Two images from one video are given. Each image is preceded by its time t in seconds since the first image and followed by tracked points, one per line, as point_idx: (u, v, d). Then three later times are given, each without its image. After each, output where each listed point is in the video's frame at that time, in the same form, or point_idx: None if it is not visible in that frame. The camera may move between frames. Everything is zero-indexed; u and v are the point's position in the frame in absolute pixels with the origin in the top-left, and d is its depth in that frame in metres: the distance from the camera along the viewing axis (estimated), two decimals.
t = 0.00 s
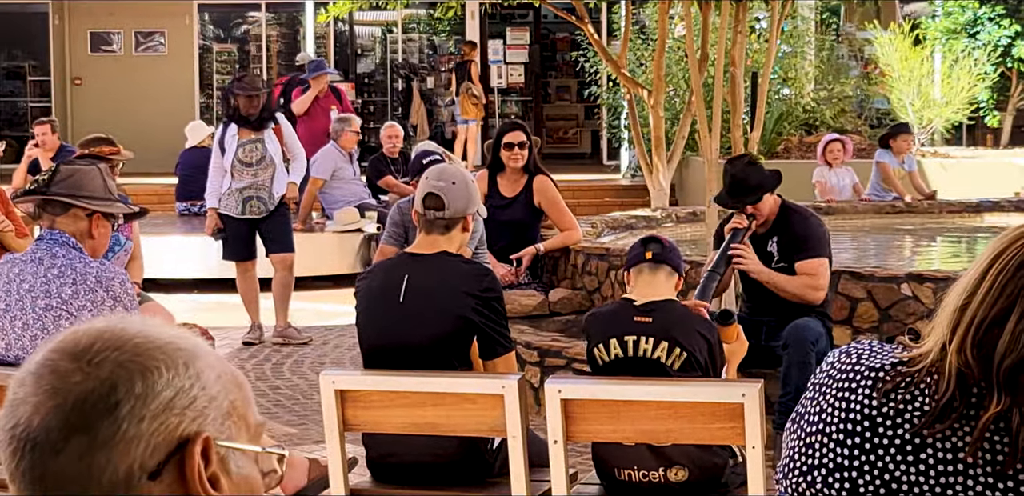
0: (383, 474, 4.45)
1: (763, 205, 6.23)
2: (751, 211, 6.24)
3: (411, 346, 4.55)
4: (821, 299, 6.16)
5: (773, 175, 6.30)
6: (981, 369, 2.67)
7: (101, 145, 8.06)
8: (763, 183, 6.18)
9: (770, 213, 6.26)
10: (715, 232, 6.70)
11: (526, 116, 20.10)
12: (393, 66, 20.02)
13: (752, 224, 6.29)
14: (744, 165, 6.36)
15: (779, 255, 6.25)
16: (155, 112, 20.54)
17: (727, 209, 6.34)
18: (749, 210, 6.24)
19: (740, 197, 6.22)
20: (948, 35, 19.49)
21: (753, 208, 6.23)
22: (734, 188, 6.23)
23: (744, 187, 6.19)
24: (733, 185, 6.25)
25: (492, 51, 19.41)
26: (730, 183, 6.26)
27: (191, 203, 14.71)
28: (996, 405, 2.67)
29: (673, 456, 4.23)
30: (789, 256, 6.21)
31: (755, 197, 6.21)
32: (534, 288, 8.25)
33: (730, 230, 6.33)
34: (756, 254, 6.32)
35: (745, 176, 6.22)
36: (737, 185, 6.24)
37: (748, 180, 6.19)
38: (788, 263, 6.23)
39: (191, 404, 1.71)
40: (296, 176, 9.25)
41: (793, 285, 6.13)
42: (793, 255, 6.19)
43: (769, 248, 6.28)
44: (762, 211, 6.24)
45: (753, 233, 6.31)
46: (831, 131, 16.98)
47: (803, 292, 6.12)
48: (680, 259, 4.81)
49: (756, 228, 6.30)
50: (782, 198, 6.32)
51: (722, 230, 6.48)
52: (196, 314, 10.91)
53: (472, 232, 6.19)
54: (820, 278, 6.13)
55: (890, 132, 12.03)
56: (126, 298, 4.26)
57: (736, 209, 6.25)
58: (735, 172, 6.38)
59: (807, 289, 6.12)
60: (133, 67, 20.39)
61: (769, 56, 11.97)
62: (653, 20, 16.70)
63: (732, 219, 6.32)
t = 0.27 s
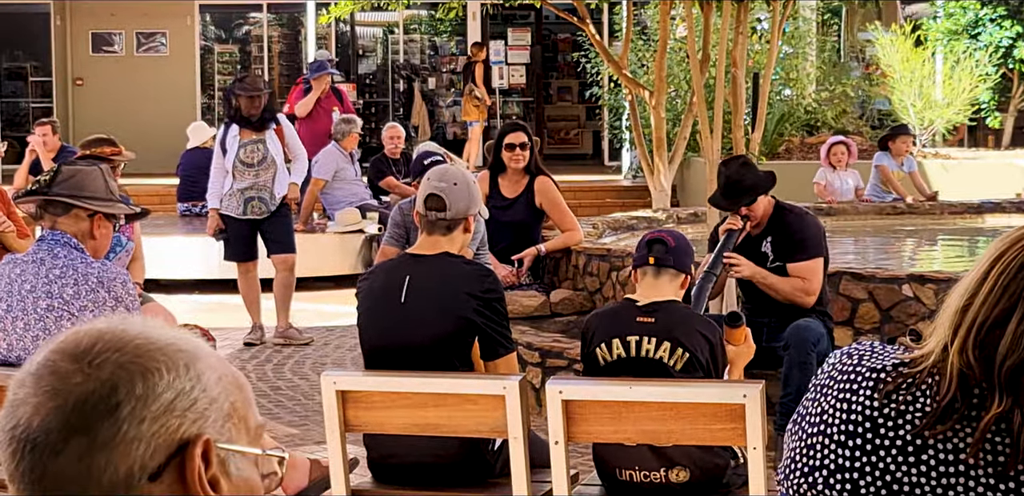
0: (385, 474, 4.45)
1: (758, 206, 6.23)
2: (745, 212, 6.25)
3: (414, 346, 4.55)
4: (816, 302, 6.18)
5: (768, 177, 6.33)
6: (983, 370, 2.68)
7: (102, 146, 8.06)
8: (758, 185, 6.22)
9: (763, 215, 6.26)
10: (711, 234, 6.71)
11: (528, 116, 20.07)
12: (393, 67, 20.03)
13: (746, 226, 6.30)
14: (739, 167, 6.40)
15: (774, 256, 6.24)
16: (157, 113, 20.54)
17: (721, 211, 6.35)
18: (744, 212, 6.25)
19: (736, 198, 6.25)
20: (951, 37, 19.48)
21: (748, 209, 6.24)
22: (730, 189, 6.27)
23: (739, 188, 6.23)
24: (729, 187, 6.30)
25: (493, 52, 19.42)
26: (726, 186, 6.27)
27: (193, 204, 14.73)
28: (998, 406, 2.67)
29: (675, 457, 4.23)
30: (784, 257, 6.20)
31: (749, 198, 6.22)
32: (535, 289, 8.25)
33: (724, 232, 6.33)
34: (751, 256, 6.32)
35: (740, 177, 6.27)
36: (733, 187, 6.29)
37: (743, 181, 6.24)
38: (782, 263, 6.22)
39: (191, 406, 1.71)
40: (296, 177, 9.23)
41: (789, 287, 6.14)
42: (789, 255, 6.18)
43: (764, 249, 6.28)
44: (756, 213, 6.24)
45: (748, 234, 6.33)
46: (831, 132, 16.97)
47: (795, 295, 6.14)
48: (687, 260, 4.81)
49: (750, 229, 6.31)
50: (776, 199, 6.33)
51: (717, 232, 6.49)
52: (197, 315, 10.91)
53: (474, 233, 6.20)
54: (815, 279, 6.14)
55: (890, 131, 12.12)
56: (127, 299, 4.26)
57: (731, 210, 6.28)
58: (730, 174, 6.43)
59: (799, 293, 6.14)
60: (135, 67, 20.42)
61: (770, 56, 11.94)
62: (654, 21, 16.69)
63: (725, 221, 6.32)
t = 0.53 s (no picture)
0: (385, 475, 4.45)
1: (753, 208, 6.24)
2: (741, 214, 6.26)
3: (416, 348, 4.55)
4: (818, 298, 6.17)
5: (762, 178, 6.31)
6: (983, 370, 2.68)
7: (103, 147, 8.07)
8: (753, 186, 6.19)
9: (759, 215, 6.27)
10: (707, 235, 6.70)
11: (529, 117, 20.03)
12: (394, 67, 20.06)
13: (742, 228, 6.30)
14: (735, 168, 6.36)
15: (773, 255, 6.24)
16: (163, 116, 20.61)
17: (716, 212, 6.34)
18: (740, 213, 6.24)
19: (731, 200, 6.23)
20: (950, 39, 19.47)
21: (744, 210, 6.24)
22: (725, 191, 6.24)
23: (735, 190, 6.19)
24: (724, 188, 6.26)
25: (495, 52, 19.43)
26: (720, 188, 6.26)
27: (193, 204, 14.74)
28: (999, 407, 2.68)
29: (677, 457, 4.23)
30: (783, 255, 6.20)
31: (745, 199, 6.20)
32: (537, 289, 8.25)
33: (720, 233, 6.33)
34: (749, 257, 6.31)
35: (736, 179, 6.24)
36: (729, 189, 6.26)
37: (739, 183, 6.20)
38: (782, 263, 6.22)
39: (193, 407, 1.71)
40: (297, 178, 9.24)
41: (789, 285, 6.13)
42: (787, 254, 6.19)
43: (762, 249, 6.28)
44: (752, 214, 6.25)
45: (744, 236, 6.33)
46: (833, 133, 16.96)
47: (799, 292, 6.14)
48: (697, 260, 4.81)
49: (745, 231, 6.32)
50: (770, 200, 6.32)
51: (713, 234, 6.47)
52: (198, 315, 10.91)
53: (475, 234, 6.20)
54: (816, 276, 6.14)
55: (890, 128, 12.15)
56: (128, 299, 4.27)
57: (726, 212, 6.26)
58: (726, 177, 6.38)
59: (803, 288, 6.13)
60: (136, 68, 20.43)
61: (771, 56, 11.92)
62: (655, 22, 16.69)
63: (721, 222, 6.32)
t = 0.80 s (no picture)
0: (386, 475, 4.46)
1: (756, 207, 6.25)
2: (743, 213, 6.26)
3: (417, 348, 4.55)
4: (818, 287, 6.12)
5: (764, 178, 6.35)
6: (984, 370, 2.69)
7: (103, 146, 8.07)
8: (755, 186, 6.22)
9: (761, 215, 6.28)
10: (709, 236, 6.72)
11: (529, 117, 20.04)
12: (395, 67, 20.06)
13: (743, 227, 6.34)
14: (737, 168, 6.40)
15: (773, 254, 6.25)
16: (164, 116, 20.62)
17: (718, 211, 6.40)
18: (742, 212, 6.26)
19: (732, 200, 6.26)
20: (951, 38, 19.46)
21: (746, 209, 6.25)
22: (726, 191, 6.29)
23: (735, 189, 6.24)
24: (726, 189, 6.30)
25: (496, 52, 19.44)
26: (721, 188, 6.33)
27: (193, 204, 14.74)
28: (999, 406, 2.68)
29: (680, 456, 4.24)
30: (782, 253, 6.21)
31: (747, 199, 6.23)
32: (537, 288, 8.24)
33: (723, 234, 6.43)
34: (751, 257, 6.33)
35: (738, 179, 6.29)
36: (730, 189, 6.31)
37: (739, 183, 6.25)
38: (782, 261, 6.22)
39: (195, 408, 1.71)
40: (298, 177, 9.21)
41: (789, 279, 6.10)
42: (787, 250, 6.19)
43: (763, 249, 6.29)
44: (754, 213, 6.26)
45: (745, 236, 6.36)
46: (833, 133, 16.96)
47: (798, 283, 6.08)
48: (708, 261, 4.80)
49: (747, 231, 6.35)
50: (773, 200, 6.34)
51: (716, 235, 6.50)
52: (199, 314, 10.91)
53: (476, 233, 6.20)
54: (814, 266, 6.10)
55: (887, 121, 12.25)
56: (129, 298, 4.27)
57: (728, 212, 6.28)
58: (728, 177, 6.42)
59: (803, 278, 6.09)
60: (136, 67, 20.44)
61: (773, 55, 11.89)
62: (655, 21, 16.70)
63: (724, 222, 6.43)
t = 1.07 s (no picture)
0: (386, 475, 4.46)
1: (760, 208, 6.24)
2: (748, 213, 6.25)
3: (417, 348, 4.55)
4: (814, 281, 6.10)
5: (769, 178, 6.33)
6: (985, 370, 2.69)
7: (105, 147, 8.07)
8: (759, 186, 6.20)
9: (765, 215, 6.28)
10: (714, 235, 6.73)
11: (530, 118, 20.06)
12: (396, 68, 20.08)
13: (748, 227, 6.33)
14: (742, 168, 6.39)
15: (776, 255, 6.25)
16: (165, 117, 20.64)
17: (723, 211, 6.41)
18: (746, 213, 6.24)
19: (737, 200, 6.24)
20: (952, 39, 19.46)
21: (750, 210, 6.24)
22: (731, 191, 6.27)
23: (740, 190, 6.21)
24: (730, 189, 6.29)
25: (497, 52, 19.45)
26: (726, 188, 6.32)
27: (194, 204, 14.75)
28: (1000, 407, 2.68)
29: (680, 459, 4.24)
30: (784, 254, 6.21)
31: (751, 200, 6.21)
32: (538, 289, 8.25)
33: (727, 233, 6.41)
34: (755, 257, 6.33)
35: (742, 179, 6.26)
36: (735, 189, 6.28)
37: (744, 183, 6.22)
38: (784, 262, 6.22)
39: (195, 408, 1.71)
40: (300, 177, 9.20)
41: (787, 278, 6.09)
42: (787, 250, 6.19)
43: (766, 250, 6.29)
44: (759, 213, 6.25)
45: (750, 235, 6.36)
46: (833, 133, 16.98)
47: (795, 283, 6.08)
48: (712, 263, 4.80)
49: (751, 230, 6.34)
50: (777, 200, 6.35)
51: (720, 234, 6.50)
52: (201, 315, 10.92)
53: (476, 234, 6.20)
54: (810, 264, 6.09)
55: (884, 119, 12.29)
56: (129, 299, 4.27)
57: (733, 212, 6.26)
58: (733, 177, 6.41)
59: (799, 275, 6.08)
60: (136, 68, 20.45)
61: (773, 56, 11.88)
62: (656, 22, 16.72)
63: (728, 222, 6.60)
